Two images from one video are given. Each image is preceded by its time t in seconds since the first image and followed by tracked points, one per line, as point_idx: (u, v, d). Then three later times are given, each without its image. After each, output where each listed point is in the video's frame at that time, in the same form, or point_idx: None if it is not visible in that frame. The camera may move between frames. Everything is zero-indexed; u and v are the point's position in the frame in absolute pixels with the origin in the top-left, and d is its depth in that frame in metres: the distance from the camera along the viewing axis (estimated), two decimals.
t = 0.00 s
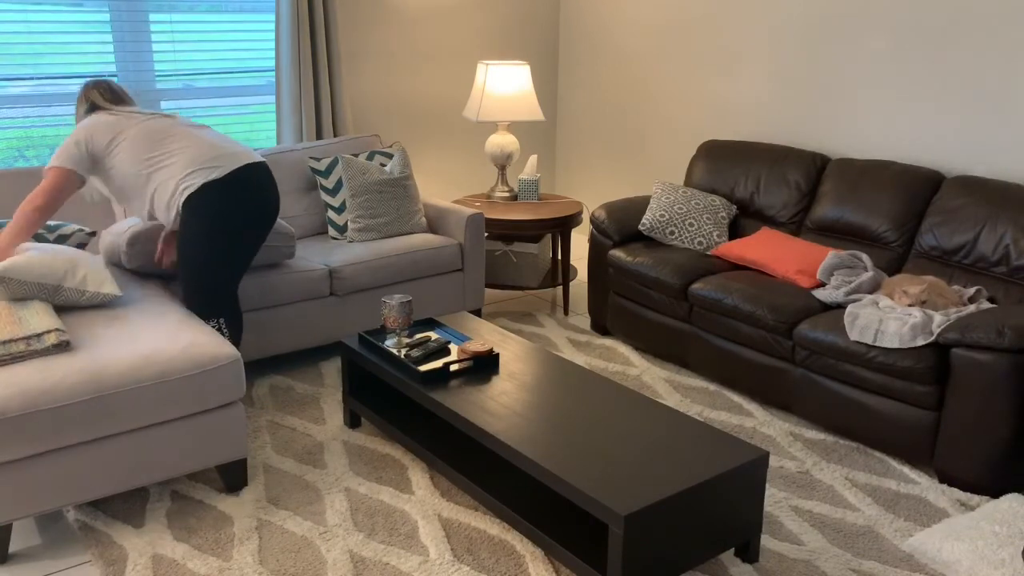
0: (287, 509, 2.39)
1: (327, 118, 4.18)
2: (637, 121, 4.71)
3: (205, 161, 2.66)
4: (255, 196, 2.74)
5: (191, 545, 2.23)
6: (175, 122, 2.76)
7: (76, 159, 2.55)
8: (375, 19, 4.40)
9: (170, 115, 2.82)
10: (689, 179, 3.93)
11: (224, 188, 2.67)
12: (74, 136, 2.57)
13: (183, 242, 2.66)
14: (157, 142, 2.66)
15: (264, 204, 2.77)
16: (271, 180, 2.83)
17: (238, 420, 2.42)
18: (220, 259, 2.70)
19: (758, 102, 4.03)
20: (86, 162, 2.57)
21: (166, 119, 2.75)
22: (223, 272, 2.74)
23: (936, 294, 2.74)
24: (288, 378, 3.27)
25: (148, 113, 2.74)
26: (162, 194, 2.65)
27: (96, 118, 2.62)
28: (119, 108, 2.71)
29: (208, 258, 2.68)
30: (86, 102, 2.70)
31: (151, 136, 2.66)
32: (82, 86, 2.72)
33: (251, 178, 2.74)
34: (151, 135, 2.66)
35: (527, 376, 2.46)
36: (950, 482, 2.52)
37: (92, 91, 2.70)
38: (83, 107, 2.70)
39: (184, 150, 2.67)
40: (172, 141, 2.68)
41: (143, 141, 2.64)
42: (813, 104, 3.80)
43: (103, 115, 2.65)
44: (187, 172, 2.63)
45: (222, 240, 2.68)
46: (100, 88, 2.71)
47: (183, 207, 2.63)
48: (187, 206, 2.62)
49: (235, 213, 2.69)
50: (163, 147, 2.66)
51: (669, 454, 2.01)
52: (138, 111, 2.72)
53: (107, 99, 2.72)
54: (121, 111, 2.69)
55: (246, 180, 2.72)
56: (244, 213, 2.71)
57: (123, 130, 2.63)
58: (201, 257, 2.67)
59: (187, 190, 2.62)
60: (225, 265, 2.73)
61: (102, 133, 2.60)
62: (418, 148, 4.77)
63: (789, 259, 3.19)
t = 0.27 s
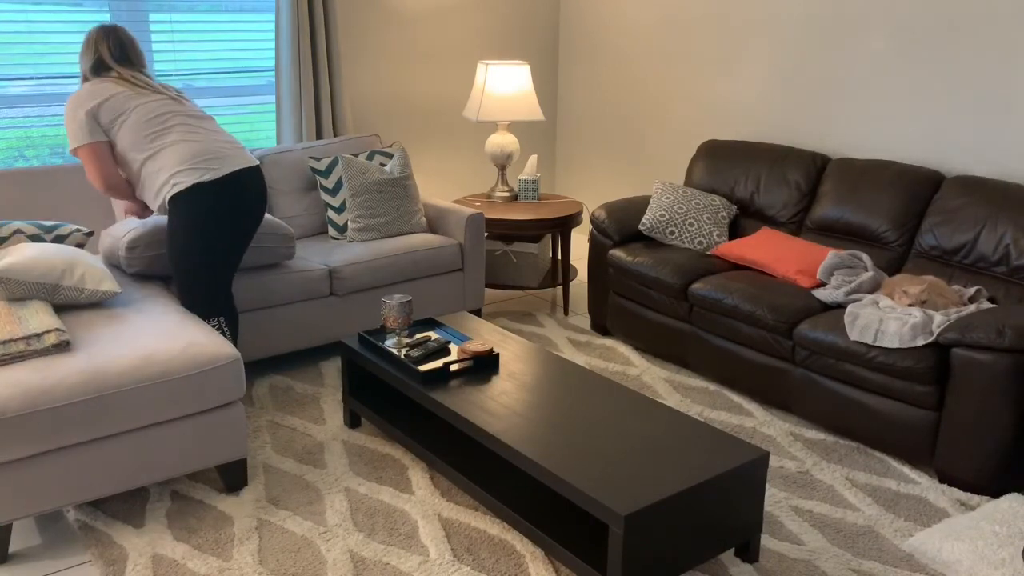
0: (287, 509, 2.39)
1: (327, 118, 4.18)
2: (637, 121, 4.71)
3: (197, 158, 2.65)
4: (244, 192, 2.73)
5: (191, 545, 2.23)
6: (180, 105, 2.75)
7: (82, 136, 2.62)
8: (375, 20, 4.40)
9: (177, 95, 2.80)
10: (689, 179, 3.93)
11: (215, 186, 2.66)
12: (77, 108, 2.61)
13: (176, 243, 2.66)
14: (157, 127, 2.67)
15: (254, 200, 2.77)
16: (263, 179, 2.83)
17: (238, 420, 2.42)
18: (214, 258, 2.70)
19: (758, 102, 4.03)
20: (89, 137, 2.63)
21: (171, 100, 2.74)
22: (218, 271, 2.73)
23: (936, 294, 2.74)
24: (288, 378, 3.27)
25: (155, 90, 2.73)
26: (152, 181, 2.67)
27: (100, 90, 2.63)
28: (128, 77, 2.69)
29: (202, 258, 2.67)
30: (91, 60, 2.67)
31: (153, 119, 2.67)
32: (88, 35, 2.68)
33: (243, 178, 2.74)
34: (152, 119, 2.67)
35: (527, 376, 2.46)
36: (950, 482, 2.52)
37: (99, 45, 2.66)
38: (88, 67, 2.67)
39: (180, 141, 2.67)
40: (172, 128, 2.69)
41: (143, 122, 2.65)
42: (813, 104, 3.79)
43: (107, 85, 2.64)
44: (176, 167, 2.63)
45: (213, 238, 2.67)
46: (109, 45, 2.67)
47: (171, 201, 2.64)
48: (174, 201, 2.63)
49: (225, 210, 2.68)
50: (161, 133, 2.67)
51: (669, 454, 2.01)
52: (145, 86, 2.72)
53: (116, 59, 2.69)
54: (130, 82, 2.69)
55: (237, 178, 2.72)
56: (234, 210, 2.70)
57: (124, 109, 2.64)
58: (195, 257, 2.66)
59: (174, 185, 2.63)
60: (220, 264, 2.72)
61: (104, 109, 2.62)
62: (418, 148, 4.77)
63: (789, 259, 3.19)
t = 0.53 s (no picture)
0: (287, 509, 2.39)
1: (327, 118, 4.18)
2: (637, 120, 4.71)
3: (193, 157, 2.64)
4: (241, 190, 2.73)
5: (191, 545, 2.23)
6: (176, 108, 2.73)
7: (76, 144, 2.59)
8: (375, 20, 4.40)
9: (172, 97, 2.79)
10: (689, 179, 3.93)
11: (212, 184, 2.66)
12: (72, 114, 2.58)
13: (175, 244, 2.66)
14: (154, 128, 2.66)
15: (251, 198, 2.77)
16: (258, 178, 2.83)
17: (238, 420, 2.42)
18: (213, 257, 2.70)
19: (758, 102, 4.03)
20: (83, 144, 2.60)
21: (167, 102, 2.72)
22: (218, 270, 2.74)
23: (936, 294, 2.74)
24: (288, 378, 3.28)
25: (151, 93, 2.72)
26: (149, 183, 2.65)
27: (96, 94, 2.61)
28: (124, 80, 2.68)
29: (202, 257, 2.68)
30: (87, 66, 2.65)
31: (150, 120, 2.65)
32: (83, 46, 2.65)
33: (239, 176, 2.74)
34: (149, 121, 2.65)
35: (527, 376, 2.46)
36: (950, 482, 2.52)
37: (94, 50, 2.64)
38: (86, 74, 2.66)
39: (177, 141, 2.66)
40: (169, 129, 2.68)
41: (140, 123, 2.63)
42: (813, 104, 3.79)
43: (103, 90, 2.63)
44: (174, 167, 2.62)
45: (212, 237, 2.68)
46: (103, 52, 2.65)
47: (170, 201, 2.63)
48: (174, 200, 2.62)
49: (223, 209, 2.69)
50: (158, 134, 2.66)
51: (668, 454, 2.01)
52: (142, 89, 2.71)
53: (113, 62, 2.67)
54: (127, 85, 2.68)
55: (234, 177, 2.72)
56: (231, 208, 2.71)
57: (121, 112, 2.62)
58: (195, 257, 2.67)
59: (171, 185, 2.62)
60: (220, 262, 2.73)
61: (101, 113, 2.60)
62: (418, 147, 4.77)
63: (788, 259, 3.19)
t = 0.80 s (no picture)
0: (287, 509, 2.39)
1: (327, 118, 4.18)
2: (637, 120, 4.71)
3: (160, 156, 2.67)
4: (225, 183, 2.73)
5: (191, 545, 2.23)
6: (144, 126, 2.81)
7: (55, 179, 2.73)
8: (376, 20, 4.40)
9: (148, 122, 2.88)
10: (689, 179, 3.93)
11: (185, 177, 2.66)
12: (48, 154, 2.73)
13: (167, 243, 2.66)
14: (121, 146, 2.72)
15: (235, 192, 2.77)
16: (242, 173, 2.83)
17: (237, 417, 2.41)
18: (205, 253, 2.71)
19: (758, 102, 4.03)
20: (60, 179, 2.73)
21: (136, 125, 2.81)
22: (212, 267, 2.74)
23: (936, 294, 2.74)
24: (288, 378, 3.27)
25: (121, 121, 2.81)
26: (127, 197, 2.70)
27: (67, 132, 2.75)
28: (92, 117, 2.80)
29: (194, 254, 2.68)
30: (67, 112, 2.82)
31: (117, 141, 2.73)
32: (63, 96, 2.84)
33: (215, 168, 2.73)
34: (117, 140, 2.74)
35: (527, 376, 2.46)
36: (951, 482, 2.52)
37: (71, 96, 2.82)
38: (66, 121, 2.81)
39: (142, 148, 2.70)
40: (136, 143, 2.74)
41: (107, 146, 2.72)
42: (813, 104, 3.79)
43: (77, 126, 2.77)
44: (142, 167, 2.66)
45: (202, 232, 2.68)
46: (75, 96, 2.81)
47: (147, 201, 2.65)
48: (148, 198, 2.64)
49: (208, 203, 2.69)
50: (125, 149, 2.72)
51: (669, 454, 2.01)
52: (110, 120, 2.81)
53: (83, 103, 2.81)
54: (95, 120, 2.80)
55: (210, 170, 2.71)
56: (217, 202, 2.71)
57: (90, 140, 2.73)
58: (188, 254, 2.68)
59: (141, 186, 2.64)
60: (214, 258, 2.73)
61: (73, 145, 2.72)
62: (418, 147, 4.77)
63: (788, 259, 3.19)
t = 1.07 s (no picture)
0: (287, 509, 2.39)
1: (327, 118, 4.18)
2: (637, 121, 4.71)
3: (188, 156, 2.67)
4: (242, 190, 2.73)
5: (191, 545, 2.23)
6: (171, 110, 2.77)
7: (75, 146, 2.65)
8: (375, 20, 4.40)
9: (175, 105, 2.83)
10: (689, 179, 3.93)
11: (208, 183, 2.66)
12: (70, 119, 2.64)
13: (172, 242, 2.66)
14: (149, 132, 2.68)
15: (251, 201, 2.77)
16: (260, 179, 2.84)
17: (237, 419, 2.41)
18: (210, 253, 2.69)
19: (758, 102, 4.03)
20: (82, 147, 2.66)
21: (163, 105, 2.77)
22: (215, 270, 2.72)
23: (936, 294, 2.74)
24: (288, 378, 3.28)
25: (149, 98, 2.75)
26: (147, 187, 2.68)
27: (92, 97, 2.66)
28: (121, 87, 2.72)
29: (197, 257, 2.67)
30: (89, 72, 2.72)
31: (145, 125, 2.68)
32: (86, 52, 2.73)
33: (239, 176, 2.73)
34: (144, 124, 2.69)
35: (527, 376, 2.46)
36: (950, 482, 2.52)
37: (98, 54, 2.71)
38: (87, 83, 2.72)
39: (171, 144, 2.68)
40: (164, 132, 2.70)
41: (135, 129, 2.67)
42: (813, 104, 3.79)
43: (106, 95, 2.68)
44: (169, 165, 2.64)
45: (208, 236, 2.67)
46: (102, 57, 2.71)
47: (166, 201, 2.64)
48: (169, 198, 2.63)
49: (220, 209, 2.68)
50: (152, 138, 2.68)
51: (669, 454, 2.01)
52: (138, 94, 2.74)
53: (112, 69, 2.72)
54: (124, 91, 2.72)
55: (233, 177, 2.72)
56: (230, 209, 2.71)
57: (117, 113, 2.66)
58: (191, 256, 2.66)
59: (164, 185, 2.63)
60: (217, 262, 2.71)
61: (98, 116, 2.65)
62: (418, 147, 4.77)
63: (789, 259, 3.19)
